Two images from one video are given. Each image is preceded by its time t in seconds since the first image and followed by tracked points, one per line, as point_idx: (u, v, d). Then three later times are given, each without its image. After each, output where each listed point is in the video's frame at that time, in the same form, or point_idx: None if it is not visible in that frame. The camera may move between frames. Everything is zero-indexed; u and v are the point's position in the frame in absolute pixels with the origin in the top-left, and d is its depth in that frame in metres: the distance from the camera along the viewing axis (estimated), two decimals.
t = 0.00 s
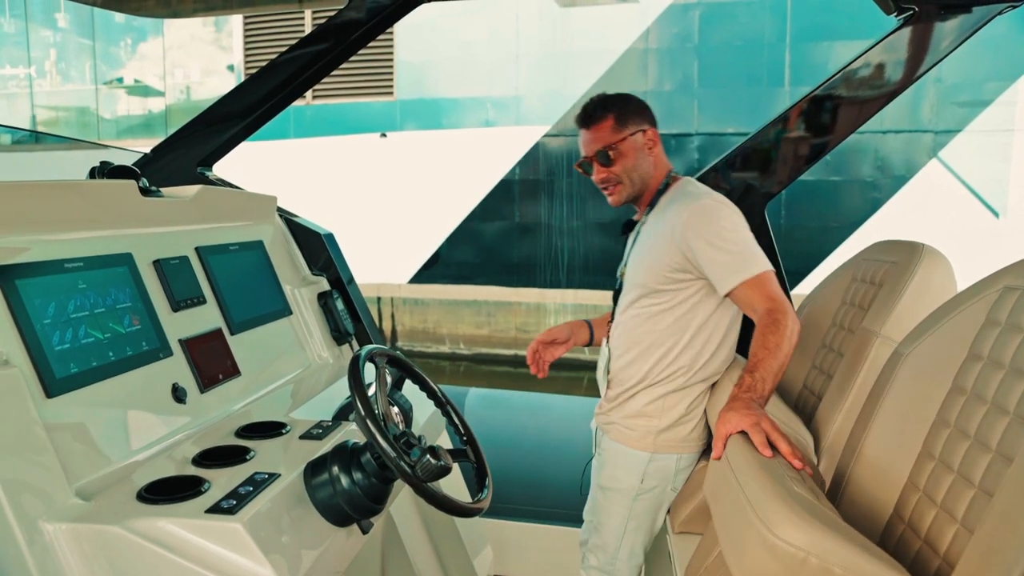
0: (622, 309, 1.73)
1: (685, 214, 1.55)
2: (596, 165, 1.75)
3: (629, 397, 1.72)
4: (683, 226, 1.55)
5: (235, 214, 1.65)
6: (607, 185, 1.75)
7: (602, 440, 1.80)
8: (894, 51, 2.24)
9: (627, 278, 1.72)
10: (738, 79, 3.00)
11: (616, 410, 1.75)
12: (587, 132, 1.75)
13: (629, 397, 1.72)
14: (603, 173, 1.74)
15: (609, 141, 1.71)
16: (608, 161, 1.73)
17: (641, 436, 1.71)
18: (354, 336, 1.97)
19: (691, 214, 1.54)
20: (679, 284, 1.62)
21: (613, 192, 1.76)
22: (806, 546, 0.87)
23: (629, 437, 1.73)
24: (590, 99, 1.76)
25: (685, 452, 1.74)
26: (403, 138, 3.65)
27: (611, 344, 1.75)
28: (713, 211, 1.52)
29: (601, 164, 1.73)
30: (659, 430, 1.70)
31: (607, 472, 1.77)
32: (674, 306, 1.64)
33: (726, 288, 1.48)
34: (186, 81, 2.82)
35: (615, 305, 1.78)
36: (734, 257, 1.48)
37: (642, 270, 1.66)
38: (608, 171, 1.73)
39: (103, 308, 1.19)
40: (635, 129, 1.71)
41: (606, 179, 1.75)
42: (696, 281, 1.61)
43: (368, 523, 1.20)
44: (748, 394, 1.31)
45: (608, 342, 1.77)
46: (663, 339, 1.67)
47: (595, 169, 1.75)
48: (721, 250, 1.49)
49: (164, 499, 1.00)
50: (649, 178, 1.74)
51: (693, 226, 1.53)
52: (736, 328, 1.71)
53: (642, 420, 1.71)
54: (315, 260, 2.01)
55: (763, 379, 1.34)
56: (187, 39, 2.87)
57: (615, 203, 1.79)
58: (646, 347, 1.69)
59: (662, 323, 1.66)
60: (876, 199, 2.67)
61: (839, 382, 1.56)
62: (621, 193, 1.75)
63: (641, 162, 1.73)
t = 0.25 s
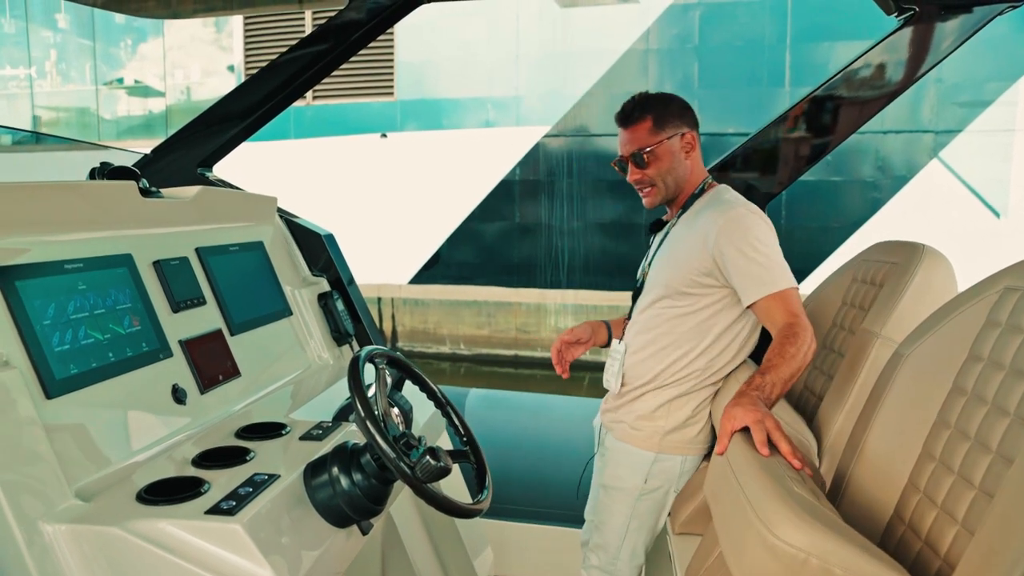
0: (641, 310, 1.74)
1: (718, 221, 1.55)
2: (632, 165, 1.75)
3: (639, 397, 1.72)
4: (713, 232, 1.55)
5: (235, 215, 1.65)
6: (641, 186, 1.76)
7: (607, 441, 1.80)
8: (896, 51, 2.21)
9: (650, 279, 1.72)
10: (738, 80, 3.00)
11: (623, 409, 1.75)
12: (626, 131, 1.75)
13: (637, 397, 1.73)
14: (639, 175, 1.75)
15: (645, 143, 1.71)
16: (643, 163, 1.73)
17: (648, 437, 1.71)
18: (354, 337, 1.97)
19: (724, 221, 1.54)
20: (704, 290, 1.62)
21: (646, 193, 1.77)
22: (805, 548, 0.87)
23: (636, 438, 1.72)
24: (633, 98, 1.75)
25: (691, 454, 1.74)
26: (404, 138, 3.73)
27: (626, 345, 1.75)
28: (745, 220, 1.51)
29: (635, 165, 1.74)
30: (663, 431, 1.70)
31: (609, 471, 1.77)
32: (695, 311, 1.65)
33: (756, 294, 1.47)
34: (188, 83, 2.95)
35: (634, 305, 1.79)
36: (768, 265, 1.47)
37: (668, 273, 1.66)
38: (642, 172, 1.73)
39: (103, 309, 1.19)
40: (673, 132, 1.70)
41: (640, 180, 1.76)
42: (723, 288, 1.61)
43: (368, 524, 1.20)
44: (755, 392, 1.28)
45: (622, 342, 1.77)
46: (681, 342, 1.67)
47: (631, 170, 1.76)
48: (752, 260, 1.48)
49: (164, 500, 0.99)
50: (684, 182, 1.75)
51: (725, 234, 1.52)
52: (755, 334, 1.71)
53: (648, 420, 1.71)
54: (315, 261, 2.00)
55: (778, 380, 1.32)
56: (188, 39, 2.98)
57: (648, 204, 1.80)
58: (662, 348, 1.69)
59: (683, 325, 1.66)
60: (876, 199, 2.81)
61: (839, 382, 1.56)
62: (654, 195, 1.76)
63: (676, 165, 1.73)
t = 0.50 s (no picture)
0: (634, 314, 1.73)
1: (704, 221, 1.55)
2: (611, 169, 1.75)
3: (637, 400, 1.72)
4: (701, 233, 1.55)
5: (235, 215, 1.65)
6: (622, 189, 1.76)
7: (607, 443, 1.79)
8: (897, 51, 2.20)
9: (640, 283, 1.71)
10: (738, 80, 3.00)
11: (623, 411, 1.75)
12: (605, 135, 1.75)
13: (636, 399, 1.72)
14: (619, 178, 1.74)
15: (624, 147, 1.71)
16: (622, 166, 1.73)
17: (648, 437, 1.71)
18: (354, 338, 1.96)
19: (710, 221, 1.53)
20: (695, 292, 1.62)
21: (627, 196, 1.77)
22: (805, 549, 0.87)
23: (635, 438, 1.72)
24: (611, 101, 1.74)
25: (690, 455, 1.74)
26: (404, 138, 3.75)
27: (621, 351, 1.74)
28: (731, 220, 1.51)
29: (615, 169, 1.74)
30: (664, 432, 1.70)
31: (608, 471, 1.77)
32: (687, 312, 1.64)
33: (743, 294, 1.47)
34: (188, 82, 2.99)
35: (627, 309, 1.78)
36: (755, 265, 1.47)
37: (658, 277, 1.66)
38: (622, 176, 1.73)
39: (103, 309, 1.19)
40: (652, 135, 1.69)
41: (621, 183, 1.75)
42: (712, 289, 1.61)
43: (366, 525, 1.20)
44: (755, 394, 1.28)
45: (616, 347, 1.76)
46: (676, 344, 1.67)
47: (611, 174, 1.75)
48: (740, 259, 1.48)
49: (163, 501, 0.99)
50: (665, 183, 1.74)
51: (712, 233, 1.52)
52: (749, 335, 1.71)
53: (648, 421, 1.70)
54: (315, 262, 2.00)
55: (770, 379, 1.32)
56: (189, 39, 3.02)
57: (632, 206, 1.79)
58: (657, 351, 1.68)
59: (676, 328, 1.66)
60: (876, 199, 2.84)
61: (839, 382, 1.56)
62: (636, 198, 1.76)
63: (656, 168, 1.72)
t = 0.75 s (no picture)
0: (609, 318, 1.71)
1: (655, 214, 1.55)
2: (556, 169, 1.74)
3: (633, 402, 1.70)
4: (653, 226, 1.54)
5: (233, 214, 1.64)
6: (568, 191, 1.75)
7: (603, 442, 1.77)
8: (899, 50, 2.20)
9: (607, 286, 1.70)
10: (739, 80, 3.00)
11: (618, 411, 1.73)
12: (550, 136, 1.74)
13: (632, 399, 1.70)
14: (563, 179, 1.73)
15: (568, 147, 1.70)
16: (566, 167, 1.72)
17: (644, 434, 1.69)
18: (353, 338, 1.96)
19: (661, 213, 1.54)
20: (661, 287, 1.61)
21: (573, 197, 1.75)
22: (806, 550, 0.86)
23: (634, 434, 1.70)
24: (557, 103, 1.74)
25: (685, 454, 1.72)
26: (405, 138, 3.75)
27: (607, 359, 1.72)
28: (684, 209, 1.51)
29: (559, 170, 1.73)
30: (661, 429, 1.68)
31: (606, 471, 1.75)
32: (659, 308, 1.63)
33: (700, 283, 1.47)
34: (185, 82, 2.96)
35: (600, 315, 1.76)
36: (710, 252, 1.47)
37: (622, 277, 1.65)
38: (567, 177, 1.72)
39: (101, 309, 1.18)
40: (595, 135, 1.69)
41: (565, 184, 1.74)
42: (675, 282, 1.60)
43: (366, 526, 1.19)
44: (757, 395, 1.28)
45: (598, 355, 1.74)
46: (660, 342, 1.65)
47: (556, 174, 1.74)
48: (692, 247, 1.48)
49: (162, 502, 0.99)
50: (610, 183, 1.72)
51: (664, 225, 1.52)
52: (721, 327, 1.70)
53: (645, 419, 1.69)
54: (314, 262, 2.00)
55: (757, 376, 1.33)
56: (188, 39, 3.04)
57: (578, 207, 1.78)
58: (639, 353, 1.68)
59: (652, 327, 1.65)
60: (877, 199, 2.79)
61: (841, 383, 1.55)
62: (581, 200, 1.74)
63: (600, 168, 1.71)
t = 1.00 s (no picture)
0: (570, 316, 1.58)
1: (625, 207, 1.47)
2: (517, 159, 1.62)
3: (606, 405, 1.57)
4: (623, 220, 1.46)
5: (233, 214, 1.64)
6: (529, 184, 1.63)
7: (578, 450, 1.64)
8: (900, 50, 2.20)
9: (570, 282, 1.58)
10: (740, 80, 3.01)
11: (593, 417, 1.60)
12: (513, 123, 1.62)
13: (607, 402, 1.57)
14: (524, 169, 1.61)
15: (530, 138, 1.57)
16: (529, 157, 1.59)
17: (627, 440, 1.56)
18: (354, 338, 1.96)
19: (631, 207, 1.45)
20: (628, 282, 1.50)
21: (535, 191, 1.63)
22: (808, 550, 0.86)
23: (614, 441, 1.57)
24: (522, 90, 1.62)
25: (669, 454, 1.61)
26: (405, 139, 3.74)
27: (567, 355, 1.58)
28: (651, 203, 1.43)
29: (520, 161, 1.60)
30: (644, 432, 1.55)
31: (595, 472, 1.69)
32: (625, 306, 1.52)
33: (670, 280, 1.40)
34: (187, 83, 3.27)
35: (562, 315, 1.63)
36: (680, 250, 1.40)
37: (586, 272, 1.53)
38: (527, 168, 1.59)
39: (103, 309, 1.18)
40: (560, 127, 1.56)
41: (526, 176, 1.62)
42: (644, 278, 1.50)
43: (368, 525, 1.20)
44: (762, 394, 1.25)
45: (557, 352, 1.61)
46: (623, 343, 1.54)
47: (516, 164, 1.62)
48: (662, 241, 1.40)
49: (163, 502, 0.99)
50: (572, 177, 1.60)
51: (632, 219, 1.44)
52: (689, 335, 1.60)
53: (628, 423, 1.56)
54: (315, 262, 2.00)
55: (757, 371, 1.28)
56: (187, 39, 3.35)
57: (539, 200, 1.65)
58: (605, 352, 1.55)
59: (618, 326, 1.53)
60: (879, 199, 2.75)
61: (842, 382, 1.55)
62: (542, 194, 1.62)
63: (564, 162, 1.58)
